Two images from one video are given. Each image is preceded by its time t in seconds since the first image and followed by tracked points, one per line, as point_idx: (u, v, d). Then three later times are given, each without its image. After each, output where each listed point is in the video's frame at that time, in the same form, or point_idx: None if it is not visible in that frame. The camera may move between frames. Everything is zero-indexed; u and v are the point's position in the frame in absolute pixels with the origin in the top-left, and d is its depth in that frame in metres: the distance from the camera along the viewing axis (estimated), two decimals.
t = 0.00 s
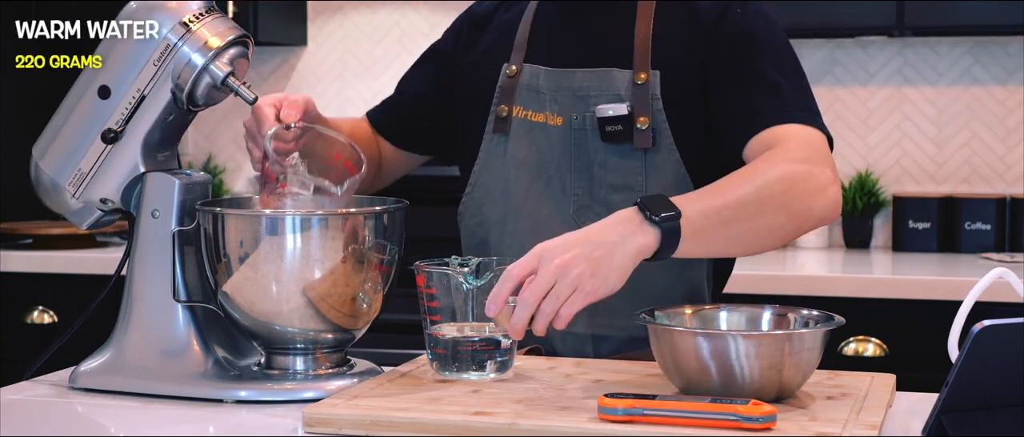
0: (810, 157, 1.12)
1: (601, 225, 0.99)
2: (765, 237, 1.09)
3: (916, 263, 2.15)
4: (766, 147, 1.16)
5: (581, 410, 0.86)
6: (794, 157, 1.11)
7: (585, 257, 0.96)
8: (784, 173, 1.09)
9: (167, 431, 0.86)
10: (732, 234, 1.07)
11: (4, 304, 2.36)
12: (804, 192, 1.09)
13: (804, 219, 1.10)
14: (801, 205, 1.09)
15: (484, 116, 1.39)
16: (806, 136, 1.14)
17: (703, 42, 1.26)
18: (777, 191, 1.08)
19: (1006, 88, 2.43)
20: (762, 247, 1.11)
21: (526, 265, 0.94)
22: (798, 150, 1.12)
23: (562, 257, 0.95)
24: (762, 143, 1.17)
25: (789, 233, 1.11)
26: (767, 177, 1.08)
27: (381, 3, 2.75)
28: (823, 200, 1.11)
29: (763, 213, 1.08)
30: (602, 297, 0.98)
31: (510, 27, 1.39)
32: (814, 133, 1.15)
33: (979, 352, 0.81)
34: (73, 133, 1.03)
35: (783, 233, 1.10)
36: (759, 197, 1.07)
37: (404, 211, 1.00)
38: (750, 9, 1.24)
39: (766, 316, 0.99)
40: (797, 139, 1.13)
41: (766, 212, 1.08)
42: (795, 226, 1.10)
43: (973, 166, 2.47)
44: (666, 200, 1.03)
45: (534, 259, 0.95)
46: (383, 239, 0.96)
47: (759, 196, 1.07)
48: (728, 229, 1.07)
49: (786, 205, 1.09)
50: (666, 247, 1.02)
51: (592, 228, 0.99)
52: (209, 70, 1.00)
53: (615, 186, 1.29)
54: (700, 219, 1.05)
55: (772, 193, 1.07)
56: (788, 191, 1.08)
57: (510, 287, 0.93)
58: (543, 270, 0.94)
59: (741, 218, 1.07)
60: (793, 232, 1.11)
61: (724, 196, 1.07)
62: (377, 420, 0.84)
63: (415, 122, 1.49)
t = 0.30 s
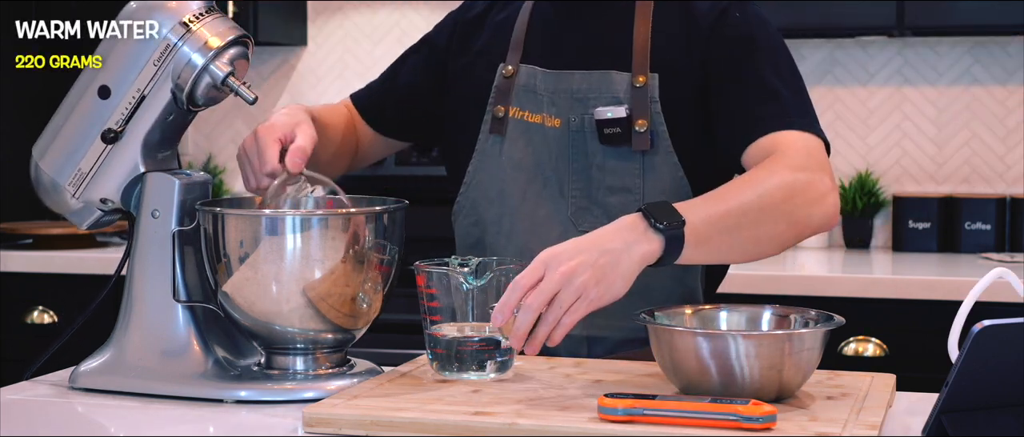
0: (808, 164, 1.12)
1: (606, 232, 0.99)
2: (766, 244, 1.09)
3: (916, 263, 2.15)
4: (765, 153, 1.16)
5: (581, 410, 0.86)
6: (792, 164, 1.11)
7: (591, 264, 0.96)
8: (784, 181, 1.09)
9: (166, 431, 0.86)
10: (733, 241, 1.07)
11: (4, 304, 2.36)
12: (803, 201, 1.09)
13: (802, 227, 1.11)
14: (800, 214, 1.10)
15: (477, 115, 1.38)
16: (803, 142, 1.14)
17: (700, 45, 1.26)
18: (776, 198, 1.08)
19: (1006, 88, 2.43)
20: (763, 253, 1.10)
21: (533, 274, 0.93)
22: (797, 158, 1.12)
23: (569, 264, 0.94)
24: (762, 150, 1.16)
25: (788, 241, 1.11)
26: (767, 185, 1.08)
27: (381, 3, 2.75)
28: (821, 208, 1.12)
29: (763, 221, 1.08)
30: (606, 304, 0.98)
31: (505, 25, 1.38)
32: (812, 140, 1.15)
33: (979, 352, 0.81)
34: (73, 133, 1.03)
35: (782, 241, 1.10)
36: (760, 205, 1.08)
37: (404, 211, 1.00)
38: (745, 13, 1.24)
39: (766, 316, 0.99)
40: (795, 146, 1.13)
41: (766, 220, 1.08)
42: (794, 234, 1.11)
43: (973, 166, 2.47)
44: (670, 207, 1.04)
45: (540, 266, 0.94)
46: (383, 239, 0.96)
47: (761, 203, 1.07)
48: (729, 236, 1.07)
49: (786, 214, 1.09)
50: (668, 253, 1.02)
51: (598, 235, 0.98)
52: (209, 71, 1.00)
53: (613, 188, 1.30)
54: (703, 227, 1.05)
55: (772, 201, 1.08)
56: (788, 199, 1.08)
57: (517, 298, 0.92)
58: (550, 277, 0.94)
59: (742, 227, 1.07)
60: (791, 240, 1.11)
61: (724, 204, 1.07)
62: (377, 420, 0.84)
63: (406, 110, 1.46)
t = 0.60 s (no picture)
0: (809, 168, 1.11)
1: (607, 234, 0.99)
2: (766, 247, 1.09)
3: (916, 263, 2.15)
4: (766, 156, 1.15)
5: (581, 410, 0.86)
6: (793, 168, 1.10)
7: (594, 267, 0.96)
8: (784, 185, 1.08)
9: (166, 431, 0.86)
10: (735, 244, 1.07)
11: (4, 304, 2.36)
12: (805, 206, 1.09)
13: (804, 231, 1.11)
14: (802, 218, 1.09)
15: (476, 115, 1.38)
16: (804, 145, 1.13)
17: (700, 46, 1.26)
18: (776, 203, 1.08)
19: (1006, 88, 2.43)
20: (764, 256, 1.10)
21: (535, 275, 0.94)
22: (799, 161, 1.11)
23: (571, 266, 0.95)
24: (762, 154, 1.16)
25: (790, 244, 1.11)
26: (768, 190, 1.08)
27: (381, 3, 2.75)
28: (823, 212, 1.11)
29: (764, 225, 1.08)
30: (607, 306, 0.99)
31: (504, 24, 1.38)
32: (814, 142, 1.14)
33: (979, 352, 0.81)
34: (73, 133, 1.03)
35: (784, 244, 1.10)
36: (761, 209, 1.07)
37: (403, 211, 1.00)
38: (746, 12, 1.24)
39: (766, 316, 0.99)
40: (796, 149, 1.13)
41: (768, 224, 1.08)
42: (796, 237, 1.11)
43: (973, 166, 2.47)
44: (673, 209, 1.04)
45: (543, 268, 0.94)
46: (383, 239, 0.96)
47: (761, 207, 1.07)
48: (731, 239, 1.07)
49: (787, 218, 1.09)
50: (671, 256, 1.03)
51: (599, 236, 0.99)
52: (209, 71, 1.00)
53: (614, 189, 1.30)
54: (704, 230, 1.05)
55: (774, 206, 1.07)
56: (789, 203, 1.08)
57: (518, 300, 0.92)
58: (552, 279, 0.94)
59: (742, 230, 1.07)
60: (793, 243, 1.11)
61: (724, 207, 1.07)
62: (377, 421, 0.84)
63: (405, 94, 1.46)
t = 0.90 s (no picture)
0: (813, 174, 1.11)
1: (609, 237, 0.99)
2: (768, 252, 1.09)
3: (916, 263, 2.15)
4: (770, 161, 1.16)
5: (581, 410, 0.86)
6: (795, 174, 1.10)
7: (595, 271, 0.96)
8: (787, 190, 1.09)
9: (166, 431, 0.86)
10: (738, 249, 1.07)
11: (5, 304, 2.36)
12: (808, 212, 1.09)
13: (806, 237, 1.11)
14: (805, 225, 1.10)
15: (479, 116, 1.38)
16: (807, 151, 1.13)
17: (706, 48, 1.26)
18: (778, 208, 1.08)
19: (1006, 88, 2.43)
20: (766, 261, 1.10)
21: (536, 277, 0.94)
22: (804, 167, 1.11)
23: (573, 270, 0.95)
24: (766, 158, 1.16)
25: (792, 251, 1.11)
26: (772, 195, 1.08)
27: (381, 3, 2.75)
28: (825, 219, 1.11)
29: (768, 230, 1.08)
30: (608, 310, 0.99)
31: (509, 25, 1.38)
32: (817, 149, 1.15)
33: (979, 352, 0.81)
34: (73, 133, 1.03)
35: (787, 250, 1.10)
36: (765, 213, 1.07)
37: (404, 211, 1.01)
38: (752, 15, 1.24)
39: (766, 316, 0.99)
40: (798, 155, 1.13)
41: (772, 230, 1.08)
42: (798, 244, 1.11)
43: (973, 166, 2.47)
44: (676, 215, 1.03)
45: (544, 271, 0.94)
46: (383, 239, 0.96)
47: (763, 212, 1.07)
48: (735, 244, 1.07)
49: (791, 224, 1.09)
50: (673, 259, 1.02)
51: (600, 241, 0.99)
52: (209, 71, 1.00)
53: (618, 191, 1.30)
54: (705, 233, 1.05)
55: (778, 211, 1.08)
56: (793, 208, 1.08)
57: (519, 303, 0.92)
58: (554, 282, 0.94)
59: (745, 236, 1.07)
60: (795, 250, 1.11)
61: (726, 211, 1.07)
62: (377, 420, 0.84)
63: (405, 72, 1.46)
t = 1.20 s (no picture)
0: (815, 176, 1.11)
1: (608, 233, 0.99)
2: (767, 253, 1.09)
3: (916, 263, 2.15)
4: (772, 162, 1.16)
5: (581, 410, 0.86)
6: (796, 175, 1.10)
7: (594, 266, 0.96)
8: (789, 191, 1.09)
9: (166, 431, 0.86)
10: (738, 249, 1.07)
11: (5, 304, 2.36)
12: (808, 213, 1.09)
13: (806, 239, 1.11)
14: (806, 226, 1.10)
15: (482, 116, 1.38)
16: (810, 153, 1.13)
17: (711, 48, 1.26)
18: (778, 208, 1.08)
19: (1006, 88, 2.43)
20: (765, 262, 1.10)
21: (535, 271, 0.94)
22: (806, 168, 1.11)
23: (572, 264, 0.95)
24: (768, 160, 1.16)
25: (792, 251, 1.11)
26: (774, 196, 1.08)
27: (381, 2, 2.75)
28: (825, 221, 1.11)
29: (769, 231, 1.08)
30: (607, 304, 0.99)
31: (512, 24, 1.38)
32: (820, 151, 1.14)
33: (979, 352, 0.81)
34: (73, 133, 1.03)
35: (786, 251, 1.10)
36: (766, 214, 1.07)
37: (404, 211, 1.01)
38: (757, 16, 1.24)
39: (766, 316, 0.99)
40: (800, 156, 1.13)
41: (772, 230, 1.08)
42: (798, 245, 1.11)
43: (973, 166, 2.47)
44: (677, 211, 1.03)
45: (543, 264, 0.94)
46: (383, 239, 0.96)
47: (764, 212, 1.07)
48: (735, 244, 1.07)
49: (791, 225, 1.09)
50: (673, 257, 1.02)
51: (600, 236, 0.99)
52: (209, 71, 1.00)
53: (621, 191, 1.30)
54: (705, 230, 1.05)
55: (779, 212, 1.08)
56: (793, 210, 1.08)
57: (517, 296, 0.93)
58: (551, 276, 0.94)
59: (745, 236, 1.07)
60: (795, 250, 1.11)
61: (726, 211, 1.07)
62: (377, 421, 0.84)
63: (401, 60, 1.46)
